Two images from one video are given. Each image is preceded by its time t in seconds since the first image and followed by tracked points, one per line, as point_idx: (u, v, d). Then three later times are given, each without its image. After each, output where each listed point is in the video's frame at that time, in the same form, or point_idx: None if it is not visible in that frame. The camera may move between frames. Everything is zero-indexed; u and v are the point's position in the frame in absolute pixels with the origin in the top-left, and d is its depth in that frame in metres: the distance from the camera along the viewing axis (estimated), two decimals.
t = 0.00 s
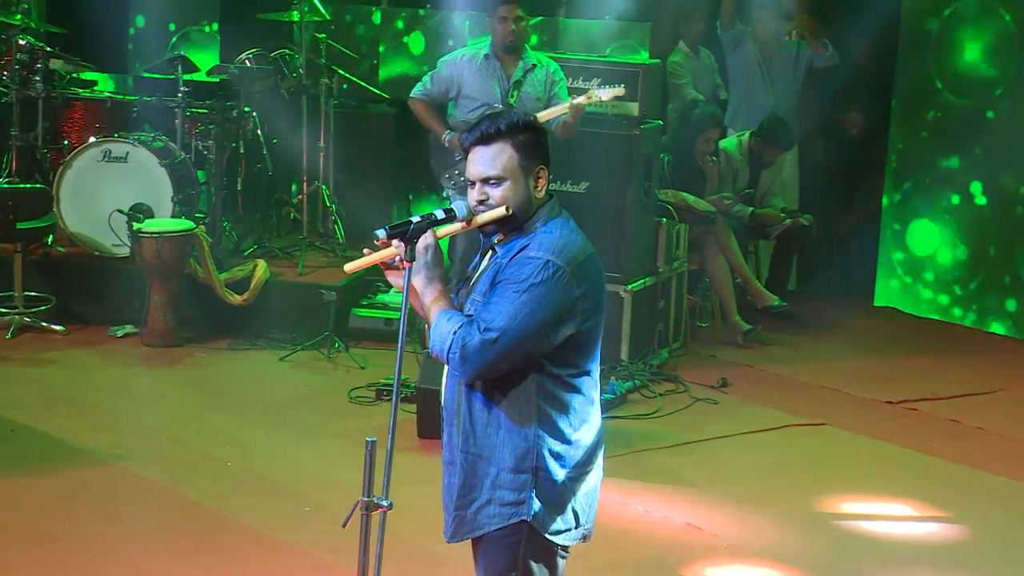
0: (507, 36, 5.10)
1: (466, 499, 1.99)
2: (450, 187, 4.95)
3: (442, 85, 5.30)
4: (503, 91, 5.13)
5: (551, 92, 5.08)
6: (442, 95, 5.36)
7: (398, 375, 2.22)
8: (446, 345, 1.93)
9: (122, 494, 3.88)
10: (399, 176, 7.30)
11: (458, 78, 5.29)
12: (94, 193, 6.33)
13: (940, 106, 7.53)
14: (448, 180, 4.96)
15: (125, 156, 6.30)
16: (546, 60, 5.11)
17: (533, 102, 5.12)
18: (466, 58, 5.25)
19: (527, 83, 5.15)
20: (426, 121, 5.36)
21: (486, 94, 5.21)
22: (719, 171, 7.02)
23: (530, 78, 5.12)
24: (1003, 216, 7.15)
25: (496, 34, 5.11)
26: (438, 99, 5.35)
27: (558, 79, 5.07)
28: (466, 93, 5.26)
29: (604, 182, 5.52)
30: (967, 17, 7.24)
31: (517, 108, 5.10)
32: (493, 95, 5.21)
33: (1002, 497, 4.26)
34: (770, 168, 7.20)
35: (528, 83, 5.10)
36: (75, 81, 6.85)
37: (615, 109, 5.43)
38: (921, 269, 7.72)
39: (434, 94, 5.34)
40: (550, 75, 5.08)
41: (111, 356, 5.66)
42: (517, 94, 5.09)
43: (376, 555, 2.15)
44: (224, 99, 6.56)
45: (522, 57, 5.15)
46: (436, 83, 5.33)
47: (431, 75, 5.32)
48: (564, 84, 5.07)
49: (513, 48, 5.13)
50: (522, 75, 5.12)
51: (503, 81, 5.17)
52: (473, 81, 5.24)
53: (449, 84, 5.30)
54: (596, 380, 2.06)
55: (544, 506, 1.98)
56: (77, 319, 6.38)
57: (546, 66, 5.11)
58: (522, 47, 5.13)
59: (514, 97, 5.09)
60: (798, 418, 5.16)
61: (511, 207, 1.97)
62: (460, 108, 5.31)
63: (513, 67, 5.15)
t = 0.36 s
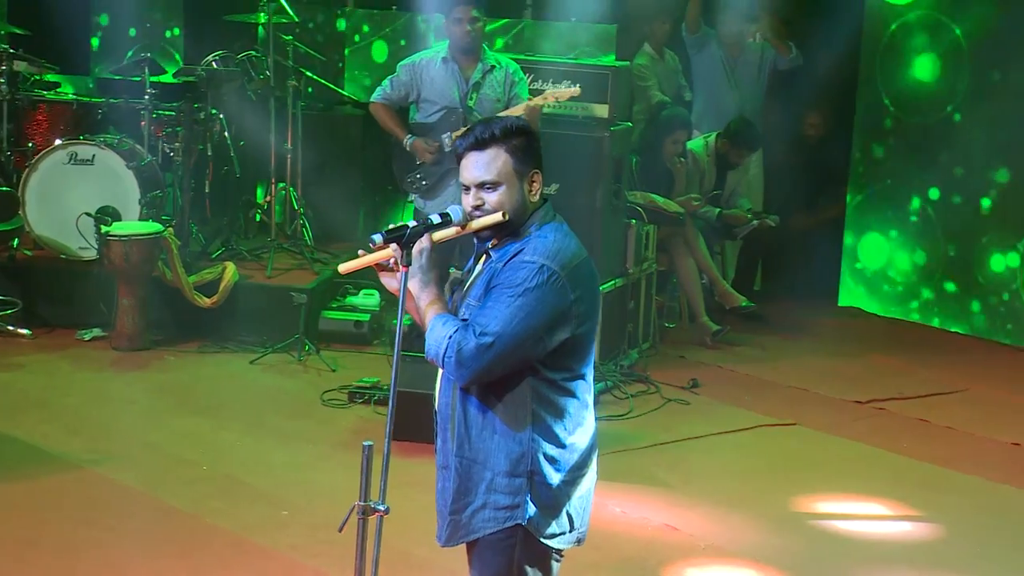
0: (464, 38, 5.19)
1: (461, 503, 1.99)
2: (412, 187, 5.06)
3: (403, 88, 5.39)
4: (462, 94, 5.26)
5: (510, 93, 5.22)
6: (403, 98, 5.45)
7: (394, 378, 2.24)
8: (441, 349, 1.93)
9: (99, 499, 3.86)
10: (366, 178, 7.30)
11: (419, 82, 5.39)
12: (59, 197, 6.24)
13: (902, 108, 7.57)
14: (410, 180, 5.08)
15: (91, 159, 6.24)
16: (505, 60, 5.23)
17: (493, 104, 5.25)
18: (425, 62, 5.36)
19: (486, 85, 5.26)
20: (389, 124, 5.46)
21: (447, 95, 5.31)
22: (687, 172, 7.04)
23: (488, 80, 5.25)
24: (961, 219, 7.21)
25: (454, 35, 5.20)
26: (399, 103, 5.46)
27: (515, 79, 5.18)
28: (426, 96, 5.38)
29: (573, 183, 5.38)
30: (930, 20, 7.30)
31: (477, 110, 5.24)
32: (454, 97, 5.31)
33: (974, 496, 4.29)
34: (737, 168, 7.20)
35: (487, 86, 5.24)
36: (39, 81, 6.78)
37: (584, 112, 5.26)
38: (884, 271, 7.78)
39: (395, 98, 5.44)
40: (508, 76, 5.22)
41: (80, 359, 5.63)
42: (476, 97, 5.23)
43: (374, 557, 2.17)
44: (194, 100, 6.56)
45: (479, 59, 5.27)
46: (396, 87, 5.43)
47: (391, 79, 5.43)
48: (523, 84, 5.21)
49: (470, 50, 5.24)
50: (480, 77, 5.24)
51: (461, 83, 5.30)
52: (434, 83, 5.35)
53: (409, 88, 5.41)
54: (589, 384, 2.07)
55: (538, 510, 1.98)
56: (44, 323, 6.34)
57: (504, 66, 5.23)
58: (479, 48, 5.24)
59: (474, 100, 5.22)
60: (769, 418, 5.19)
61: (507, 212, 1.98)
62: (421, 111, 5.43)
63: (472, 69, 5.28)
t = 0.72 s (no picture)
0: (432, 40, 4.96)
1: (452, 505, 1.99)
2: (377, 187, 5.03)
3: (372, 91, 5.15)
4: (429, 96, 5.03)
5: (479, 96, 5.07)
6: (375, 101, 5.19)
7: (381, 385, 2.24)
8: (434, 351, 1.93)
9: (69, 504, 3.83)
10: (328, 179, 7.30)
11: (388, 83, 5.13)
12: (19, 198, 6.21)
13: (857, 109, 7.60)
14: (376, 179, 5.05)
15: (52, 160, 6.18)
16: (474, 63, 5.07)
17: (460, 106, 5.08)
18: (395, 63, 5.10)
19: (454, 87, 5.06)
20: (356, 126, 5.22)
21: (416, 97, 5.06)
22: (649, 172, 7.10)
23: (456, 83, 5.06)
24: (918, 220, 7.27)
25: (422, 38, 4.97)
26: (368, 104, 5.20)
27: (486, 82, 5.06)
28: (395, 98, 5.12)
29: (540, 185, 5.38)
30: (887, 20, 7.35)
31: (444, 112, 5.06)
32: (422, 99, 5.06)
33: (940, 494, 4.33)
34: (699, 168, 7.18)
35: (454, 88, 5.04)
36: None
37: (550, 113, 5.36)
38: (843, 271, 7.84)
39: (365, 99, 5.19)
40: (477, 80, 5.07)
41: (43, 363, 5.58)
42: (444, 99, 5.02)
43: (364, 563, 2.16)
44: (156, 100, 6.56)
45: (449, 60, 5.05)
46: (366, 88, 5.18)
47: (361, 81, 5.17)
48: (493, 88, 5.08)
49: (440, 53, 4.99)
50: (448, 79, 5.04)
51: (431, 85, 5.06)
52: (403, 85, 5.10)
53: (378, 90, 5.16)
54: (577, 386, 2.08)
55: (530, 511, 1.99)
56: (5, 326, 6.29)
57: (473, 69, 5.08)
58: (449, 51, 5.01)
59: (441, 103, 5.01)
60: (736, 418, 5.22)
61: (497, 216, 1.98)
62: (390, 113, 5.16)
63: (440, 71, 5.05)
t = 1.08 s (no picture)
0: (411, 42, 4.90)
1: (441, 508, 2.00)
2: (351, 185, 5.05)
3: (353, 90, 5.13)
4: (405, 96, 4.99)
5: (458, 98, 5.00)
6: (358, 100, 5.19)
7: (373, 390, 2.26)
8: (422, 354, 1.94)
9: (39, 509, 3.80)
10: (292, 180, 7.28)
11: (370, 83, 5.11)
12: None
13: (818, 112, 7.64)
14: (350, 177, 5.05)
15: (14, 162, 6.07)
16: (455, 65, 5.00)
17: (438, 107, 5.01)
18: (377, 62, 5.08)
19: (432, 89, 4.99)
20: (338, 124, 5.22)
21: (393, 96, 5.03)
22: (613, 172, 7.09)
23: (435, 84, 4.99)
24: (878, 220, 7.32)
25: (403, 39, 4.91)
26: (352, 103, 5.19)
27: (466, 85, 4.98)
28: (375, 97, 5.10)
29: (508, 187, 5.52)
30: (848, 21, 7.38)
31: (419, 113, 5.01)
32: (398, 99, 5.03)
33: (909, 492, 4.37)
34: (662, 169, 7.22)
35: (431, 89, 4.97)
36: None
37: (517, 115, 5.41)
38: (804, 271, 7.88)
39: (348, 98, 5.17)
40: (457, 83, 5.00)
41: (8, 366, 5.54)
42: (420, 100, 4.97)
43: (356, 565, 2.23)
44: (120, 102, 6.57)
45: (431, 62, 4.99)
46: (350, 87, 5.17)
47: (345, 79, 5.17)
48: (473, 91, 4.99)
49: (421, 54, 4.94)
50: (426, 81, 4.98)
51: (409, 86, 5.02)
52: (383, 85, 5.07)
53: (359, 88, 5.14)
54: (564, 389, 2.09)
55: (518, 514, 1.99)
56: None
57: (455, 70, 5.01)
58: (430, 53, 4.96)
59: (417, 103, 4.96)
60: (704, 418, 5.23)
61: (483, 218, 1.99)
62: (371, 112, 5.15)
63: (420, 72, 5.00)
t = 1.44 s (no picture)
0: (381, 44, 4.91)
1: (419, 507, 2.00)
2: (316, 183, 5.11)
3: (318, 89, 5.14)
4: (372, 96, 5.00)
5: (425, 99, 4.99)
6: (322, 98, 5.19)
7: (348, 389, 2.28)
8: (399, 353, 1.94)
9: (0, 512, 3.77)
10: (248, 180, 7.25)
11: (336, 82, 5.12)
12: None
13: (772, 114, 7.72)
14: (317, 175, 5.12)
15: None
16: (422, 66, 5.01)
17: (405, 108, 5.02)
18: (343, 62, 5.09)
19: (399, 90, 5.01)
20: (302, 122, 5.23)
21: (360, 96, 5.05)
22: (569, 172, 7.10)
23: (402, 85, 5.00)
24: (831, 220, 7.38)
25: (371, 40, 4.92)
26: (316, 102, 5.20)
27: (433, 86, 4.98)
28: (340, 97, 5.11)
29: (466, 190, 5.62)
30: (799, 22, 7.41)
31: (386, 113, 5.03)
32: (365, 99, 5.04)
33: (868, 489, 4.41)
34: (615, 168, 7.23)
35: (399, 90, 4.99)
36: None
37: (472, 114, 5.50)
38: (757, 270, 7.93)
39: (313, 96, 5.18)
40: (424, 84, 5.00)
41: None
42: (387, 100, 4.98)
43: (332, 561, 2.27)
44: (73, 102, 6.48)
45: (399, 62, 5.01)
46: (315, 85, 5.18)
47: (310, 77, 5.17)
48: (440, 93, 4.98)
49: (389, 55, 4.95)
50: (394, 81, 4.99)
51: (376, 86, 5.03)
52: (349, 84, 5.09)
53: (325, 87, 5.15)
54: (541, 389, 2.10)
55: (496, 513, 2.00)
56: None
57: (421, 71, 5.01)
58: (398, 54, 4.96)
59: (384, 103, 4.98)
60: (663, 416, 5.26)
61: (460, 218, 2.00)
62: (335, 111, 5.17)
63: (387, 72, 5.01)
